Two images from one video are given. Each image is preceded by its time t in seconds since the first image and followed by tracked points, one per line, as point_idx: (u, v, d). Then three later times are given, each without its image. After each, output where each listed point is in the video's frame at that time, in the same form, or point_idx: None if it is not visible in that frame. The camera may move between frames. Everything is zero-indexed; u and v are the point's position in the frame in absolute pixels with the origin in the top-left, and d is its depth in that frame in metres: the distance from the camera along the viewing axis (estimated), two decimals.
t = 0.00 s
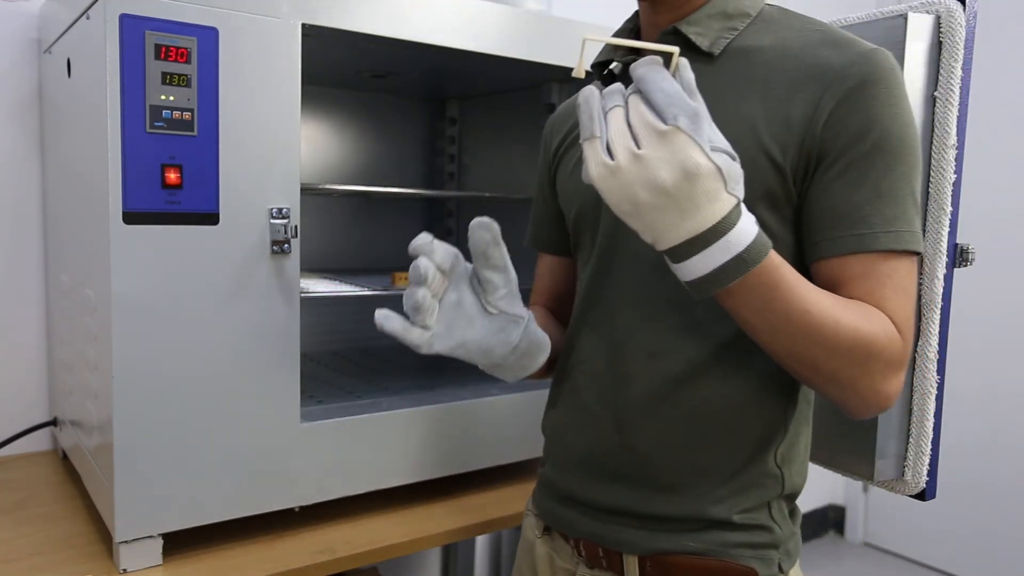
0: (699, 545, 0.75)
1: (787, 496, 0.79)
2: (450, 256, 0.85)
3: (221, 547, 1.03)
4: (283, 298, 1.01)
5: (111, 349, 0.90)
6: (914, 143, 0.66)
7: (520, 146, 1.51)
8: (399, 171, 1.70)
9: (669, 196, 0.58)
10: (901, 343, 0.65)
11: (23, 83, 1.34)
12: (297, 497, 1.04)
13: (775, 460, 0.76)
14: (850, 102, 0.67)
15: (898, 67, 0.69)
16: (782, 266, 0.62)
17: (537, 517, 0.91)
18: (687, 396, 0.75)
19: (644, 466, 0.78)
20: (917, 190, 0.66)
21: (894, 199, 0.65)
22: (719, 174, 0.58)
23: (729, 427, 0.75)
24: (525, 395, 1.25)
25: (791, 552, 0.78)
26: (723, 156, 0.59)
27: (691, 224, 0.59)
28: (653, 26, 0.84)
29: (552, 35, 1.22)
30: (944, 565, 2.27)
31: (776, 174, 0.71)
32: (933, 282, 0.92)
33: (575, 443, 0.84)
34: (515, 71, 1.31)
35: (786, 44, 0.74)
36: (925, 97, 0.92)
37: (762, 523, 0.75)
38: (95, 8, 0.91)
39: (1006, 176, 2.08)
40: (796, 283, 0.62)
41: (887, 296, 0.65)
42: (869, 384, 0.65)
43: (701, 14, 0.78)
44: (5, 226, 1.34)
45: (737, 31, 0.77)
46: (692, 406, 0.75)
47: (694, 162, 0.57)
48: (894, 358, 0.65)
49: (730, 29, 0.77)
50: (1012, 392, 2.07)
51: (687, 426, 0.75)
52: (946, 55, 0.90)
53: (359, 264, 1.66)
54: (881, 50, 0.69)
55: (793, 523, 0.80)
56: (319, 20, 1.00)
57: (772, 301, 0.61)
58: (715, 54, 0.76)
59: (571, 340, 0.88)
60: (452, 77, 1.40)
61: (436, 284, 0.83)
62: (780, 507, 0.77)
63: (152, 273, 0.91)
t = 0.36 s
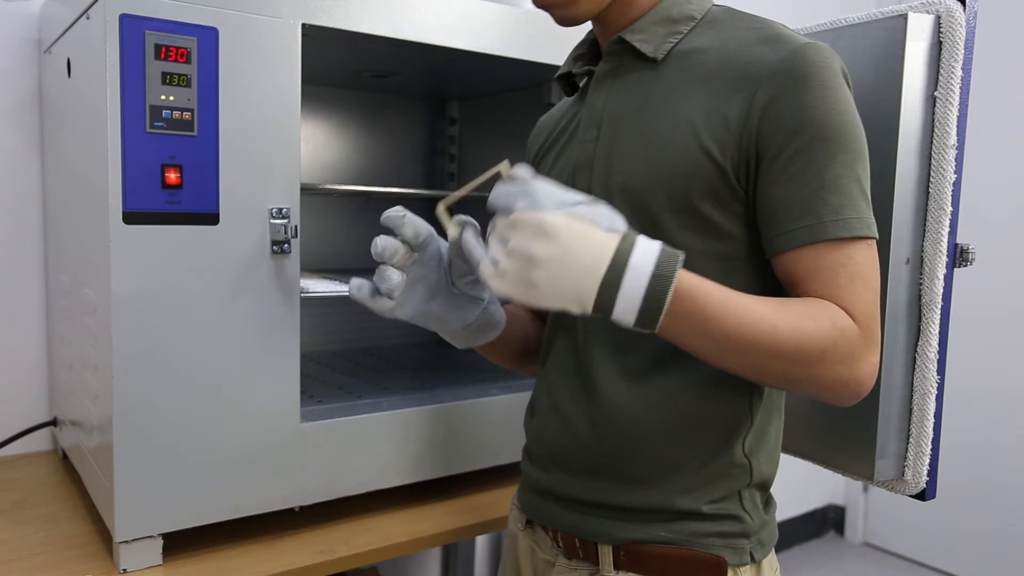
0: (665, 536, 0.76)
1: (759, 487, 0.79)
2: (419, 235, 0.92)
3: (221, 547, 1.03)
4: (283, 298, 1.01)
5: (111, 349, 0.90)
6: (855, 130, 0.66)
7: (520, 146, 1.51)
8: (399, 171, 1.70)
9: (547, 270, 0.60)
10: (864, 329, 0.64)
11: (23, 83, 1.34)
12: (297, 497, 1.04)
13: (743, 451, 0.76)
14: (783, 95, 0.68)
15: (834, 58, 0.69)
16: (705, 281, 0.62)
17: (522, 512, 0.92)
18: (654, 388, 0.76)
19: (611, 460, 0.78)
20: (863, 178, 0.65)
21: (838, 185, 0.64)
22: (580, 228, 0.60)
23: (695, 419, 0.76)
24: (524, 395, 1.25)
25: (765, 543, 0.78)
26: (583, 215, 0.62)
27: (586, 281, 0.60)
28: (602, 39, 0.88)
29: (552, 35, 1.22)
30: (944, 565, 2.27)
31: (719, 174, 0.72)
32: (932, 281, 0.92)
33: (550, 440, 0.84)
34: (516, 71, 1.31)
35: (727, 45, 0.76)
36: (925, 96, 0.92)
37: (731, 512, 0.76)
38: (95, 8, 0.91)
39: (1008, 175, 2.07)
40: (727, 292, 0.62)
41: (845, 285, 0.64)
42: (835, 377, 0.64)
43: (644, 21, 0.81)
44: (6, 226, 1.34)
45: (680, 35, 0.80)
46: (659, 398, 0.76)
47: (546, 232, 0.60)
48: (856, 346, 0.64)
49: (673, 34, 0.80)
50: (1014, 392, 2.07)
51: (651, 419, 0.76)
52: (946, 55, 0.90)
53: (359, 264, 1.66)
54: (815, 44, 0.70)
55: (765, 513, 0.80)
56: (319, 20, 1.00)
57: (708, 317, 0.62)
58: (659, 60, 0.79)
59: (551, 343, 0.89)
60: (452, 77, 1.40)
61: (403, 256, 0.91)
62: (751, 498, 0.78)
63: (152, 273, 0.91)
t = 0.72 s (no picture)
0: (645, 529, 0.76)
1: (742, 480, 0.79)
2: (402, 333, 0.79)
3: (220, 547, 1.03)
4: (283, 298, 1.01)
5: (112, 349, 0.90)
6: (788, 119, 0.65)
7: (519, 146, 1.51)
8: (399, 171, 1.70)
9: (461, 363, 0.71)
10: (793, 321, 0.63)
11: (23, 83, 1.34)
12: (296, 497, 1.04)
13: (721, 444, 0.76)
14: (712, 90, 0.68)
15: (765, 48, 0.69)
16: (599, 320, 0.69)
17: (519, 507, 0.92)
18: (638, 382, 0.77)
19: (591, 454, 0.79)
20: (798, 165, 0.64)
21: (769, 176, 0.64)
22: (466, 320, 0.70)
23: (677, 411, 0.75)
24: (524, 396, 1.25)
25: (751, 537, 0.79)
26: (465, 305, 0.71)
27: (494, 356, 0.70)
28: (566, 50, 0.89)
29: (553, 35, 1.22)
30: (945, 565, 2.27)
31: (659, 175, 0.72)
32: (932, 281, 0.92)
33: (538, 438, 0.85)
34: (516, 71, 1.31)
35: (666, 46, 0.76)
36: (925, 96, 0.92)
37: (713, 506, 0.76)
38: (96, 8, 0.91)
39: (1009, 175, 2.07)
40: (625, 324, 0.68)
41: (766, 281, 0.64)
42: (763, 378, 0.64)
43: (593, 30, 0.82)
44: (6, 226, 1.34)
45: (628, 38, 0.80)
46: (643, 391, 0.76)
47: (443, 336, 0.71)
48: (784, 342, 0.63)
49: (621, 38, 0.80)
50: (1015, 392, 2.07)
51: (629, 413, 0.77)
52: (946, 55, 0.90)
53: (359, 264, 1.66)
54: (746, 34, 0.70)
55: (752, 507, 0.80)
56: (319, 19, 1.00)
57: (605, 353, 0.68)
58: (608, 65, 0.80)
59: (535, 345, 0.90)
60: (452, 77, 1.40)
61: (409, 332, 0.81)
62: (734, 492, 0.78)
63: (152, 273, 0.91)
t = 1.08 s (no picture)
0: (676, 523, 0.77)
1: (767, 469, 0.80)
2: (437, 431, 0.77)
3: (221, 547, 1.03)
4: (283, 298, 1.01)
5: (112, 350, 0.90)
6: (767, 99, 0.66)
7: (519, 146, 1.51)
8: (399, 171, 1.70)
9: (491, 437, 0.71)
10: (788, 300, 0.64)
11: (23, 83, 1.34)
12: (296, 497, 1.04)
13: (744, 432, 0.78)
14: (690, 79, 0.69)
15: (734, 34, 0.70)
16: (603, 354, 0.70)
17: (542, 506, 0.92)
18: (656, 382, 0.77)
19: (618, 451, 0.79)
20: (782, 144, 0.65)
21: (755, 158, 0.64)
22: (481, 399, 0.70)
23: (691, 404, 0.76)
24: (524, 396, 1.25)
25: (778, 527, 0.79)
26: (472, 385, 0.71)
27: (518, 419, 0.70)
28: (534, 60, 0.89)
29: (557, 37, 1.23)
30: (946, 565, 2.27)
31: (645, 169, 0.73)
32: (932, 281, 0.92)
33: (559, 442, 0.85)
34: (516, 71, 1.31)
35: (637, 42, 0.77)
36: (925, 96, 0.92)
37: (739, 499, 0.77)
38: (96, 8, 0.91)
39: (1010, 176, 2.07)
40: (624, 350, 0.69)
41: (751, 276, 0.65)
42: (769, 364, 0.65)
43: (561, 36, 0.82)
44: (6, 225, 1.34)
45: (599, 39, 0.80)
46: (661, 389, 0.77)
47: (465, 419, 0.71)
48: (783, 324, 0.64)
49: (591, 40, 0.80)
50: (1016, 392, 2.07)
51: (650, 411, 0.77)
52: (946, 55, 0.90)
53: (359, 264, 1.66)
54: (711, 22, 0.71)
55: (779, 496, 0.81)
56: (319, 19, 1.00)
57: (616, 381, 0.68)
58: (580, 68, 0.80)
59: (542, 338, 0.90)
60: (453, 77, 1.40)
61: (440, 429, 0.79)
62: (760, 482, 0.79)
63: (152, 274, 0.91)
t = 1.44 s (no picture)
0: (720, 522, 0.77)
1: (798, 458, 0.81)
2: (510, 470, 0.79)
3: (221, 547, 1.03)
4: (283, 299, 1.01)
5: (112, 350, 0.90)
6: (778, 85, 0.67)
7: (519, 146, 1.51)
8: (399, 171, 1.70)
9: (559, 469, 0.73)
10: (830, 278, 0.64)
11: (23, 83, 1.34)
12: (296, 496, 1.04)
13: (775, 423, 0.79)
14: (700, 73, 0.69)
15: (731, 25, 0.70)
16: (655, 366, 0.70)
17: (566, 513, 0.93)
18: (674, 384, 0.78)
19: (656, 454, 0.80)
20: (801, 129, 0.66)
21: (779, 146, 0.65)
22: (545, 434, 0.73)
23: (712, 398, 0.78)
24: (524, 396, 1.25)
25: (811, 516, 0.81)
26: (535, 421, 0.74)
27: (583, 447, 0.72)
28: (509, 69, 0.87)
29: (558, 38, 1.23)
30: (946, 565, 2.27)
31: (662, 166, 0.73)
32: (932, 281, 0.92)
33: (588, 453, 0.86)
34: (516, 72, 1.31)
35: (627, 43, 0.76)
36: (925, 96, 0.92)
37: (776, 490, 0.78)
38: (95, 8, 0.91)
39: (1011, 176, 2.07)
40: (673, 360, 0.69)
41: (790, 265, 0.65)
42: (818, 345, 0.65)
43: (543, 43, 0.80)
44: (5, 226, 1.34)
45: (583, 44, 0.79)
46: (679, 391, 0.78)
47: (532, 456, 0.73)
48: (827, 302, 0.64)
49: (576, 45, 0.79)
50: (1016, 392, 2.06)
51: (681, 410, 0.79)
52: (946, 55, 0.90)
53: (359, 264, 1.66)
54: (705, 14, 0.71)
55: (810, 485, 0.82)
56: (319, 19, 1.00)
57: (672, 393, 0.68)
58: (574, 72, 0.79)
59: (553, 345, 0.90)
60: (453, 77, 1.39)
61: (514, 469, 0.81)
62: (792, 472, 0.80)
63: (152, 274, 0.91)
